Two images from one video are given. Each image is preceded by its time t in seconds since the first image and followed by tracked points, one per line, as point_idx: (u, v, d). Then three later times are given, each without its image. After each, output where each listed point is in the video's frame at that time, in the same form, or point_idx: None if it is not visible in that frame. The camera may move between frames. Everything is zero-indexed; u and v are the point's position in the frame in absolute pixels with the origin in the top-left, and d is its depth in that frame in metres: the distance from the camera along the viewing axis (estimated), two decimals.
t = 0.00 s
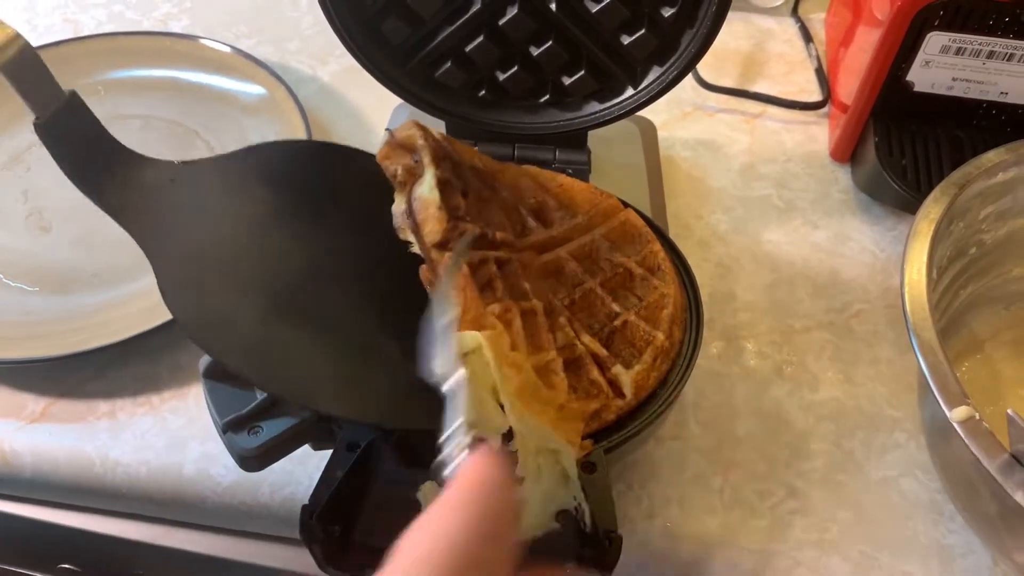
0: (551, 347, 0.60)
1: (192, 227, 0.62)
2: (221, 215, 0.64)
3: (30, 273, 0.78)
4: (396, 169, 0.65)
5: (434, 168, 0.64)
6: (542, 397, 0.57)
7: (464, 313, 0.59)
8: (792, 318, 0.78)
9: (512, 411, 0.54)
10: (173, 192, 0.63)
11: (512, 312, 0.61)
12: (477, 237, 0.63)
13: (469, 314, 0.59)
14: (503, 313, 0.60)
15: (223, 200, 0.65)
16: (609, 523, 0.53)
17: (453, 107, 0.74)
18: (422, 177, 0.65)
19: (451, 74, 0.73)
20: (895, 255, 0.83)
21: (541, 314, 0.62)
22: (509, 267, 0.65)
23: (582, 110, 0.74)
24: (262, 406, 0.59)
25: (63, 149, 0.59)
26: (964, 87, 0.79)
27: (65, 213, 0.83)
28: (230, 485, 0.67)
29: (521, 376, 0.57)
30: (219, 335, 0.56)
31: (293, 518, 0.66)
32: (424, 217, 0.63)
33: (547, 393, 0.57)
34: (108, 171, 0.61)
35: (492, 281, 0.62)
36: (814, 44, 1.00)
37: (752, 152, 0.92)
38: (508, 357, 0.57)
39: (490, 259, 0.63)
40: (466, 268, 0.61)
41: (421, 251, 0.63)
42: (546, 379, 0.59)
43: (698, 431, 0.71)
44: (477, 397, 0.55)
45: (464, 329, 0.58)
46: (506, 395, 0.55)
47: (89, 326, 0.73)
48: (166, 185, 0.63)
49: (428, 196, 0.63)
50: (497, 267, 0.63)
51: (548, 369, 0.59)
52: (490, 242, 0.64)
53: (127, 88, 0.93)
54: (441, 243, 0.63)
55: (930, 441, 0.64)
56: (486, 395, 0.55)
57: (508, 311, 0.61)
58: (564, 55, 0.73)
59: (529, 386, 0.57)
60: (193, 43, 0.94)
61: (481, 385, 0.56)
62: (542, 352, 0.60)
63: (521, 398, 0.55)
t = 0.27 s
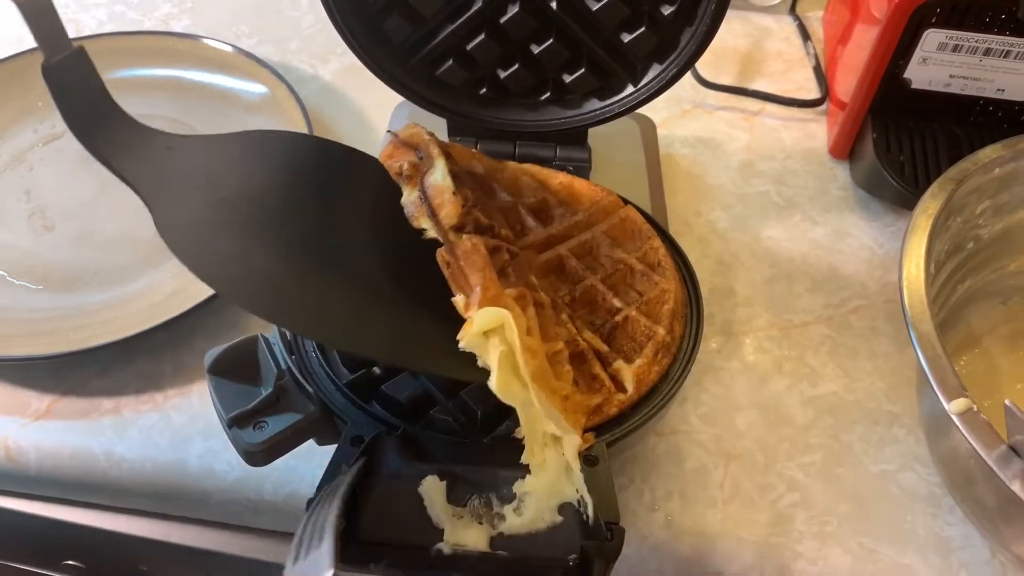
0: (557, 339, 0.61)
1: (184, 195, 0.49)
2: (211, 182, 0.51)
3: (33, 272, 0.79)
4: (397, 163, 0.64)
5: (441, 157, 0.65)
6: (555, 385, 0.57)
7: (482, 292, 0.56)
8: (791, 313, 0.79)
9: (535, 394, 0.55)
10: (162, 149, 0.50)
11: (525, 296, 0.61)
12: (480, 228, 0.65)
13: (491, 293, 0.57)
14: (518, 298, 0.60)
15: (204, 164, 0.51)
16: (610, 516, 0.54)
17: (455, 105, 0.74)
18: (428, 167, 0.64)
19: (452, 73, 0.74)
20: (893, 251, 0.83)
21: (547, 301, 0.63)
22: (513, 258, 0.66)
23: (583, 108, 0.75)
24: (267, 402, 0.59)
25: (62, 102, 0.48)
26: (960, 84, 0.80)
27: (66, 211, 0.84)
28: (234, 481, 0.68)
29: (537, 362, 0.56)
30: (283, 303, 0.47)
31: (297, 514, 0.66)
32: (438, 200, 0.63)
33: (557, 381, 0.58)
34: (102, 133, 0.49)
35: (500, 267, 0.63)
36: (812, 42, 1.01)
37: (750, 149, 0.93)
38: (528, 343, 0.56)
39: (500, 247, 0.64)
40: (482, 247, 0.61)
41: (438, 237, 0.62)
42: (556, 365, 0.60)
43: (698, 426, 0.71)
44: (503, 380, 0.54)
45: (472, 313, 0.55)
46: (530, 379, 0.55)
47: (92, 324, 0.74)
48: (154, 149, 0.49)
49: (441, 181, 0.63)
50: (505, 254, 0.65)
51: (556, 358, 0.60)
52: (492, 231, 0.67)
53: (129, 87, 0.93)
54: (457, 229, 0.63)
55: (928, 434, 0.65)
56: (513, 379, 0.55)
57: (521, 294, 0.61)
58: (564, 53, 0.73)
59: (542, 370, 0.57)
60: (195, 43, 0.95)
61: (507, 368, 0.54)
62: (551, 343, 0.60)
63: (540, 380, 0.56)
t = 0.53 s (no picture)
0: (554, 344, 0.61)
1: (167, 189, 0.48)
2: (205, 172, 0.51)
3: (32, 276, 0.79)
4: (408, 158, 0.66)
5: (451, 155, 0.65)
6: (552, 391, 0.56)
7: (487, 293, 0.56)
8: (786, 314, 0.79)
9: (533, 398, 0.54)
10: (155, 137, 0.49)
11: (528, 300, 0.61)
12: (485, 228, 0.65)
13: (495, 294, 0.56)
14: (521, 301, 0.60)
15: (200, 156, 0.51)
16: (606, 517, 0.55)
17: (452, 109, 0.75)
18: (435, 164, 0.65)
19: (448, 77, 0.74)
20: (887, 252, 0.84)
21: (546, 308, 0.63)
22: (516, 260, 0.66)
23: (579, 111, 0.75)
24: (266, 405, 0.60)
25: (63, 89, 0.48)
26: (953, 86, 0.80)
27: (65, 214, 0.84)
28: (233, 484, 0.68)
29: (535, 368, 0.56)
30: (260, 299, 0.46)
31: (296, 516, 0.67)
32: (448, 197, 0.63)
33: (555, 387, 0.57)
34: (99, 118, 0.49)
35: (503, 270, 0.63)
36: (806, 44, 1.02)
37: (746, 151, 0.93)
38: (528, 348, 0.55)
39: (505, 248, 0.65)
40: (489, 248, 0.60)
41: (446, 234, 0.62)
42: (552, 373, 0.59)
43: (694, 427, 0.72)
44: (504, 384, 0.53)
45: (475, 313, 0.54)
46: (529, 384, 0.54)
47: (92, 327, 0.74)
48: (153, 138, 0.49)
49: (452, 180, 0.64)
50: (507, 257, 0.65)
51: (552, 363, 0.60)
52: (495, 233, 0.66)
53: (127, 91, 0.94)
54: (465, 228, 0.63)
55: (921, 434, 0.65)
56: (517, 383, 0.54)
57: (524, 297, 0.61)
58: (560, 57, 0.73)
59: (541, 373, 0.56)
60: (193, 47, 0.95)
61: (510, 373, 0.53)
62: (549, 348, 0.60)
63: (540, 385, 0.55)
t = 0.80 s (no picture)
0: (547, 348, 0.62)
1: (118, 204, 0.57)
2: None
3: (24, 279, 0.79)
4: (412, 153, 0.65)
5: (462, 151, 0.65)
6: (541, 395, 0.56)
7: (488, 296, 0.56)
8: (780, 314, 0.79)
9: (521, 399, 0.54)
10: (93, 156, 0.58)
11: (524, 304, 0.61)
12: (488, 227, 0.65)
13: (494, 297, 0.57)
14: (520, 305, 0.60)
15: None
16: (597, 518, 0.53)
17: (444, 109, 0.75)
18: (444, 160, 0.65)
19: (440, 77, 0.74)
20: (881, 251, 0.84)
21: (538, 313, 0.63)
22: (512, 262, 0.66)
23: (571, 111, 0.75)
24: (257, 409, 0.59)
25: None
26: (946, 85, 0.80)
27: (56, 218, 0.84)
28: (225, 485, 0.68)
29: (523, 373, 0.55)
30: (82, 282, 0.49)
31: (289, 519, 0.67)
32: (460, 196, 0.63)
33: (543, 392, 0.57)
34: None
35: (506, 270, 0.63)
36: (800, 44, 1.02)
37: (739, 151, 0.93)
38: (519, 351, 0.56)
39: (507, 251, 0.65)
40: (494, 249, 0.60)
41: (457, 229, 0.62)
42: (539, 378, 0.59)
43: (688, 427, 0.72)
44: (477, 390, 0.54)
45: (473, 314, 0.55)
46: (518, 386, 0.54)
47: (84, 330, 0.74)
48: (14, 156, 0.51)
49: (462, 176, 0.64)
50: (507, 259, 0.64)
51: (541, 367, 0.60)
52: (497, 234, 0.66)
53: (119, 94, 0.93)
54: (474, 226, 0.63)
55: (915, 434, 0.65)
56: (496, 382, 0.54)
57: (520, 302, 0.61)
58: (553, 57, 0.73)
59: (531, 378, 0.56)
60: (185, 49, 0.95)
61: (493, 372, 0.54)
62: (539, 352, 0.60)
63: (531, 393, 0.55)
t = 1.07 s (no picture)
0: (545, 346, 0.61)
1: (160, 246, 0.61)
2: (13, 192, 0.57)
3: (20, 280, 0.78)
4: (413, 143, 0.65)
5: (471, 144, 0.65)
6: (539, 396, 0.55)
7: (491, 291, 0.56)
8: (777, 312, 0.79)
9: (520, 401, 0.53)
10: (99, 212, 0.59)
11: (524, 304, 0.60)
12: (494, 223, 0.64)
13: (497, 293, 0.56)
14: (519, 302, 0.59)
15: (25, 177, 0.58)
16: (595, 517, 0.54)
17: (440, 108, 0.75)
18: (454, 151, 0.64)
19: (436, 76, 0.74)
20: (878, 249, 0.84)
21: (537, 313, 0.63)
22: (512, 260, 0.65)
23: (568, 109, 0.75)
24: (254, 410, 0.60)
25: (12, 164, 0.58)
26: (942, 82, 0.80)
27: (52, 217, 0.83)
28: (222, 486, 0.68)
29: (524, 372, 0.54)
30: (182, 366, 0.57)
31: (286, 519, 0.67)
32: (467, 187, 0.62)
33: (541, 394, 0.56)
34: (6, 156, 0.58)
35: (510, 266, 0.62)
36: (796, 42, 1.02)
37: (736, 149, 0.93)
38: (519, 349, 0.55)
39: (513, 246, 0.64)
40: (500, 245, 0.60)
41: (463, 222, 0.61)
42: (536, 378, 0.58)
43: (686, 425, 0.72)
44: (476, 376, 0.53)
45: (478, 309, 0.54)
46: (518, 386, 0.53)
47: (80, 331, 0.74)
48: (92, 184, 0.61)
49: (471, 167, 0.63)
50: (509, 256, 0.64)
51: (539, 366, 0.59)
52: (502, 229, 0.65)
53: (115, 95, 0.93)
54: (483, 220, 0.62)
55: (912, 431, 0.65)
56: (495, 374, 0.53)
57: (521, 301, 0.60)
58: (548, 56, 0.73)
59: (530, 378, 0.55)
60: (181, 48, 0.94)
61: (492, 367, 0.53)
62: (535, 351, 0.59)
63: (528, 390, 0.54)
